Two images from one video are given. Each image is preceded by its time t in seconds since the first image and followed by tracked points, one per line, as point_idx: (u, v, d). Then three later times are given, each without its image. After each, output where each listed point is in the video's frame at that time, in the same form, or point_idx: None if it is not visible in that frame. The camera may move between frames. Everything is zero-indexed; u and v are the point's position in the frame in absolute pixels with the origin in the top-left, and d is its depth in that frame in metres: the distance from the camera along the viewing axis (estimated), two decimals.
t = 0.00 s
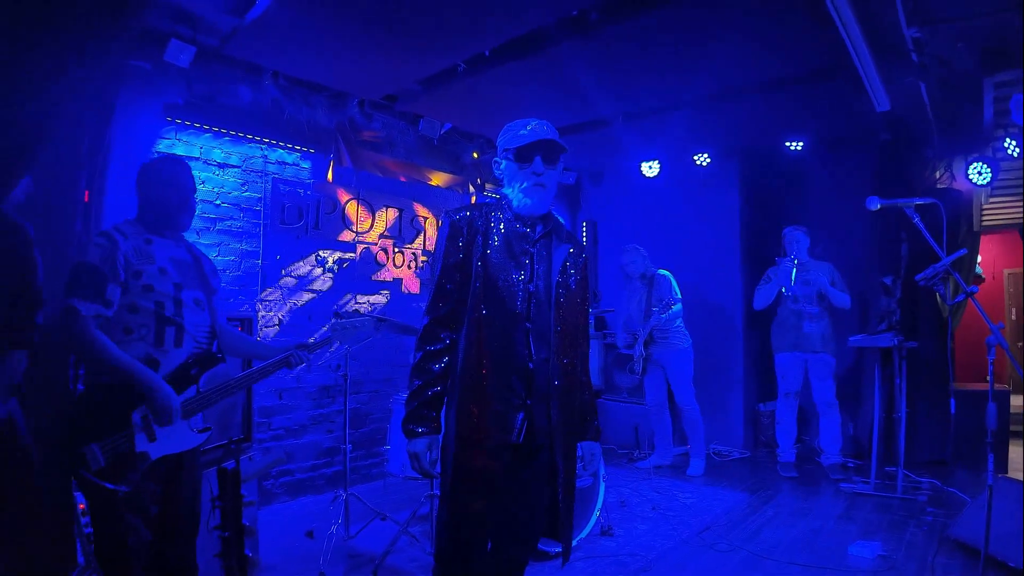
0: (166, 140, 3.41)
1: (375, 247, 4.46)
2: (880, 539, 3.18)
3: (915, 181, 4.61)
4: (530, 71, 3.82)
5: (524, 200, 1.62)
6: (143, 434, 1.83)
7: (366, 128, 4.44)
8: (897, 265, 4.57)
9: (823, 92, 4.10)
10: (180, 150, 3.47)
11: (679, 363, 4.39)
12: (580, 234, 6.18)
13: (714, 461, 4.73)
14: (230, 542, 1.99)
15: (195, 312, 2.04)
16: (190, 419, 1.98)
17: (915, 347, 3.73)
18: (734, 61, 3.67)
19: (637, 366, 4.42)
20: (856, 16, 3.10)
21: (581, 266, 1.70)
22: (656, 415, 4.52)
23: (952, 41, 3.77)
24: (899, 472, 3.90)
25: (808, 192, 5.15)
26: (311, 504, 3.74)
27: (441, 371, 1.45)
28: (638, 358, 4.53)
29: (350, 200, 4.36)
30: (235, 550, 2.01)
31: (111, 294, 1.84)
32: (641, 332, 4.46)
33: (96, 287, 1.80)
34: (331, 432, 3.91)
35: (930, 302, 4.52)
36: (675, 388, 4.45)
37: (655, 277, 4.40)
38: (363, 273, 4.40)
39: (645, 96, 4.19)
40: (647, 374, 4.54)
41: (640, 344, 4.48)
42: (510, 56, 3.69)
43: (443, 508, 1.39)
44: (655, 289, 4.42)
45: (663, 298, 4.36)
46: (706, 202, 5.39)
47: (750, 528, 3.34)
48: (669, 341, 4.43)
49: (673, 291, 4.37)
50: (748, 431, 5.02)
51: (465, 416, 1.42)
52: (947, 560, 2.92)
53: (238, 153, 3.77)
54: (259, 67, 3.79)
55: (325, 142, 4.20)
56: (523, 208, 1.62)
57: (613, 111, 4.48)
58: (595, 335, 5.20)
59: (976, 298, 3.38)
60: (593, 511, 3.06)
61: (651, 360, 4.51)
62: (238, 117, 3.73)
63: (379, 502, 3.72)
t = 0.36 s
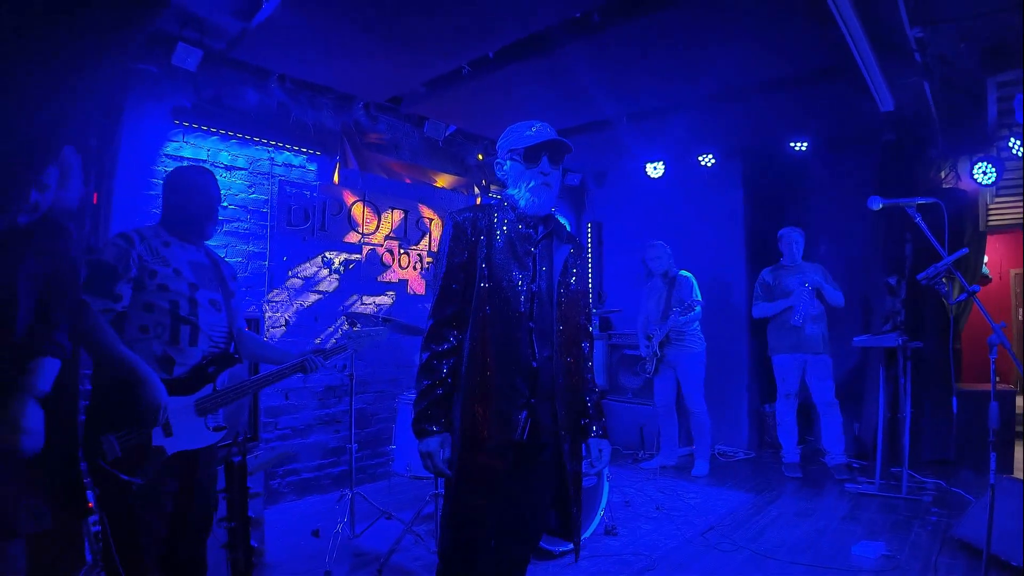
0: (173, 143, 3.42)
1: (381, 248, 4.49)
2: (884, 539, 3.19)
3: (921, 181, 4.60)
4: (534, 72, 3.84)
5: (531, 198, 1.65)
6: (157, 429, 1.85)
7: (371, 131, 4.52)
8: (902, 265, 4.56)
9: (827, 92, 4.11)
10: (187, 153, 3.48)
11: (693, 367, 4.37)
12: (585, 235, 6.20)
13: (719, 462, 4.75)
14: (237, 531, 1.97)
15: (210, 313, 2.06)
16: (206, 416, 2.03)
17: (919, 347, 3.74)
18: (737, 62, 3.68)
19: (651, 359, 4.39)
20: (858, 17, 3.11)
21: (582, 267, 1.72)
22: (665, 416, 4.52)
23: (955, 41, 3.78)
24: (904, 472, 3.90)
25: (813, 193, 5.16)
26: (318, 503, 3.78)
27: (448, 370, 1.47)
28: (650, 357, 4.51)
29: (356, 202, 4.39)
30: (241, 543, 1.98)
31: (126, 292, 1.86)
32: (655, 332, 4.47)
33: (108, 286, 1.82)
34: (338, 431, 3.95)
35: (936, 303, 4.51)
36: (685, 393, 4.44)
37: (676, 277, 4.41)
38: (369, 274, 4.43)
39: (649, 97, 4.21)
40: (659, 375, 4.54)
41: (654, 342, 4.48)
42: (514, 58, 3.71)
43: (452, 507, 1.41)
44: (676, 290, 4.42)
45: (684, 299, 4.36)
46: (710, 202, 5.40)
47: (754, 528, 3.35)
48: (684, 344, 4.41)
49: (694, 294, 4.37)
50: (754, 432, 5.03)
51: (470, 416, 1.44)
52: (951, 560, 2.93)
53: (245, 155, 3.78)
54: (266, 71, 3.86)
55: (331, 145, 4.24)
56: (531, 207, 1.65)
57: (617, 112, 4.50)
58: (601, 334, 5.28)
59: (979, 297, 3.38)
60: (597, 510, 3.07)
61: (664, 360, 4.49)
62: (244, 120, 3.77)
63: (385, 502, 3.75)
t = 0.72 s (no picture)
0: (176, 145, 3.49)
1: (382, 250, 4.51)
2: (884, 540, 3.20)
3: (922, 181, 4.61)
4: (536, 74, 3.85)
5: (526, 201, 1.66)
6: (164, 428, 1.84)
7: (372, 133, 4.51)
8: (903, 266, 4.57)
9: (827, 94, 4.12)
10: (189, 155, 3.54)
11: (701, 371, 4.35)
12: (586, 237, 6.22)
13: (720, 463, 4.76)
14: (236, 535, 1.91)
15: (213, 314, 2.07)
16: (212, 417, 2.01)
17: (920, 347, 3.75)
18: (739, 64, 3.69)
19: (659, 359, 4.37)
20: (857, 18, 3.12)
21: (577, 268, 1.74)
22: (669, 416, 4.52)
23: (954, 41, 3.78)
24: (905, 473, 3.91)
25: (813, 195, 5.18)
26: (319, 504, 3.79)
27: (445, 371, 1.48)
28: (660, 358, 4.46)
29: (357, 204, 4.41)
30: (240, 543, 1.93)
31: (127, 294, 1.86)
32: (668, 333, 4.40)
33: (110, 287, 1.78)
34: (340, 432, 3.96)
35: (937, 304, 4.52)
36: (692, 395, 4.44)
37: (694, 279, 4.35)
38: (370, 276, 4.45)
39: (650, 99, 4.22)
40: (667, 376, 4.53)
41: (666, 342, 4.42)
42: (514, 60, 3.73)
43: (448, 509, 1.42)
44: (693, 291, 4.37)
45: (701, 302, 4.30)
46: (712, 204, 5.41)
47: (755, 529, 3.36)
48: (694, 346, 4.38)
49: (710, 296, 4.32)
50: (755, 433, 5.04)
51: (466, 415, 1.46)
52: (952, 561, 2.93)
53: (247, 158, 3.82)
54: (267, 73, 3.87)
55: (332, 148, 4.25)
56: (528, 210, 1.66)
57: (619, 114, 4.51)
58: (602, 335, 5.30)
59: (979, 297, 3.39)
60: (598, 511, 3.09)
61: (673, 360, 4.48)
62: (247, 122, 3.80)
63: (386, 503, 3.77)
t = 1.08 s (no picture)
0: (176, 143, 3.45)
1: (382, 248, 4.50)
2: (887, 539, 3.18)
3: (924, 179, 4.59)
4: (536, 72, 3.84)
5: (523, 195, 1.65)
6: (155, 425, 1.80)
7: (374, 132, 4.55)
8: (905, 264, 4.55)
9: (829, 91, 4.10)
10: (189, 153, 3.50)
11: (708, 370, 4.32)
12: (587, 236, 6.21)
13: (722, 463, 4.73)
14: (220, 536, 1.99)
15: (210, 316, 2.06)
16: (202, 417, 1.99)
17: (924, 346, 3.72)
18: (741, 61, 3.67)
19: (660, 358, 4.35)
20: (860, 15, 3.10)
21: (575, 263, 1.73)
22: (667, 416, 4.49)
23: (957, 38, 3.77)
24: (908, 472, 3.89)
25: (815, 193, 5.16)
26: (319, 503, 3.77)
27: (443, 368, 1.46)
28: (662, 359, 4.47)
29: (358, 202, 4.40)
30: (229, 534, 1.98)
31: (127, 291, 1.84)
32: (671, 331, 4.37)
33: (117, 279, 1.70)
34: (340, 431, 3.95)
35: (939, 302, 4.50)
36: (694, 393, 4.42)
37: (693, 278, 4.32)
38: (370, 275, 4.44)
39: (651, 97, 4.21)
40: (668, 374, 4.49)
41: (667, 342, 4.41)
42: (515, 57, 3.71)
43: (448, 511, 1.40)
44: (693, 290, 4.33)
45: (699, 300, 4.26)
46: (713, 203, 5.39)
47: (758, 529, 3.34)
48: (700, 344, 4.34)
49: (710, 294, 4.26)
50: (757, 433, 5.02)
51: (465, 412, 1.43)
52: (956, 561, 2.91)
53: (247, 156, 3.78)
54: (268, 72, 3.90)
55: (333, 146, 4.26)
56: (525, 205, 1.65)
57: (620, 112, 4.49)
58: (603, 335, 5.28)
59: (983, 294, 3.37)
60: (599, 510, 3.07)
61: (675, 358, 4.47)
62: (246, 120, 3.79)
63: (386, 502, 3.75)
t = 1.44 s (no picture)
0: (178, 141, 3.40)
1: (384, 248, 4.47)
2: (893, 541, 3.14)
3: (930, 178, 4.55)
4: (538, 69, 3.81)
5: (523, 194, 1.62)
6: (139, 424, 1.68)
7: (374, 129, 4.49)
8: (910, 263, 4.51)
9: (833, 88, 4.07)
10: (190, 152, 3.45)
11: (711, 369, 4.29)
12: (590, 235, 6.18)
13: (726, 463, 4.70)
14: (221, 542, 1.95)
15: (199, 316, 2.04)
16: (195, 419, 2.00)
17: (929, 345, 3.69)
18: (743, 58, 3.64)
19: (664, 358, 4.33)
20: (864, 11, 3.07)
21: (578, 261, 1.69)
22: (670, 416, 4.46)
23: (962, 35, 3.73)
24: (914, 473, 3.85)
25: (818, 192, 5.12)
26: (319, 504, 3.74)
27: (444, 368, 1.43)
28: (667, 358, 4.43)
29: (359, 201, 4.37)
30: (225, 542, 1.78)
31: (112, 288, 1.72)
32: (675, 332, 4.37)
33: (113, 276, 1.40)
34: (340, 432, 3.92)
35: (945, 302, 4.46)
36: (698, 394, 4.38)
37: (698, 277, 4.31)
38: (371, 274, 4.41)
39: (655, 95, 4.18)
40: (672, 373, 4.44)
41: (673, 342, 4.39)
42: (516, 55, 3.69)
43: (448, 514, 1.37)
44: (698, 290, 4.32)
45: (705, 299, 4.25)
46: (716, 201, 5.36)
47: (762, 530, 3.31)
48: (705, 344, 4.31)
49: (716, 293, 4.26)
50: (761, 433, 4.98)
51: (465, 413, 1.41)
52: (962, 563, 2.87)
53: (247, 155, 3.75)
54: (268, 70, 3.86)
55: (334, 144, 4.23)
56: (526, 204, 1.62)
57: (623, 110, 4.46)
58: (606, 334, 5.24)
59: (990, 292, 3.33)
60: (602, 511, 3.04)
61: (680, 358, 4.41)
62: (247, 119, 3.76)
63: (386, 503, 3.72)
